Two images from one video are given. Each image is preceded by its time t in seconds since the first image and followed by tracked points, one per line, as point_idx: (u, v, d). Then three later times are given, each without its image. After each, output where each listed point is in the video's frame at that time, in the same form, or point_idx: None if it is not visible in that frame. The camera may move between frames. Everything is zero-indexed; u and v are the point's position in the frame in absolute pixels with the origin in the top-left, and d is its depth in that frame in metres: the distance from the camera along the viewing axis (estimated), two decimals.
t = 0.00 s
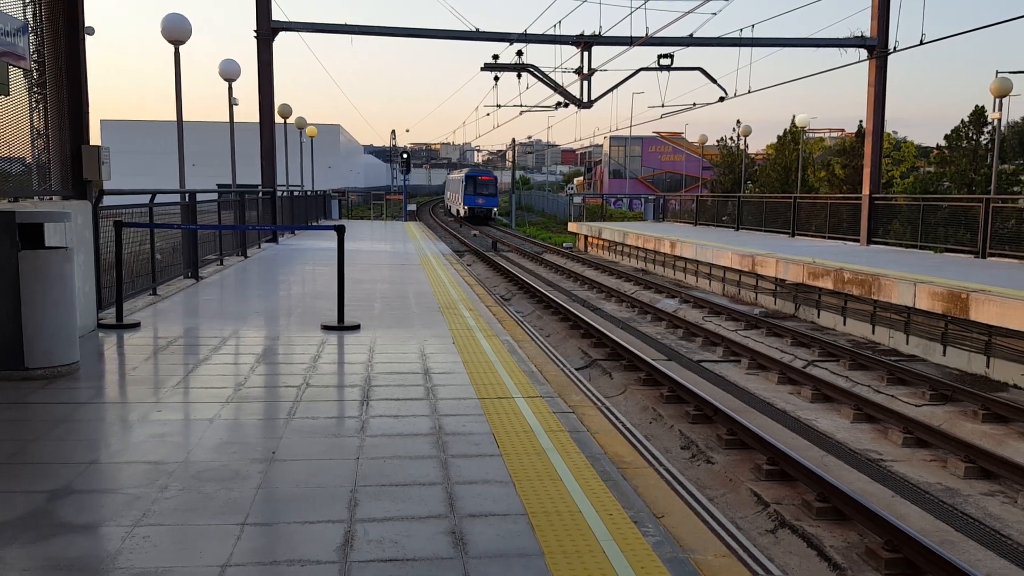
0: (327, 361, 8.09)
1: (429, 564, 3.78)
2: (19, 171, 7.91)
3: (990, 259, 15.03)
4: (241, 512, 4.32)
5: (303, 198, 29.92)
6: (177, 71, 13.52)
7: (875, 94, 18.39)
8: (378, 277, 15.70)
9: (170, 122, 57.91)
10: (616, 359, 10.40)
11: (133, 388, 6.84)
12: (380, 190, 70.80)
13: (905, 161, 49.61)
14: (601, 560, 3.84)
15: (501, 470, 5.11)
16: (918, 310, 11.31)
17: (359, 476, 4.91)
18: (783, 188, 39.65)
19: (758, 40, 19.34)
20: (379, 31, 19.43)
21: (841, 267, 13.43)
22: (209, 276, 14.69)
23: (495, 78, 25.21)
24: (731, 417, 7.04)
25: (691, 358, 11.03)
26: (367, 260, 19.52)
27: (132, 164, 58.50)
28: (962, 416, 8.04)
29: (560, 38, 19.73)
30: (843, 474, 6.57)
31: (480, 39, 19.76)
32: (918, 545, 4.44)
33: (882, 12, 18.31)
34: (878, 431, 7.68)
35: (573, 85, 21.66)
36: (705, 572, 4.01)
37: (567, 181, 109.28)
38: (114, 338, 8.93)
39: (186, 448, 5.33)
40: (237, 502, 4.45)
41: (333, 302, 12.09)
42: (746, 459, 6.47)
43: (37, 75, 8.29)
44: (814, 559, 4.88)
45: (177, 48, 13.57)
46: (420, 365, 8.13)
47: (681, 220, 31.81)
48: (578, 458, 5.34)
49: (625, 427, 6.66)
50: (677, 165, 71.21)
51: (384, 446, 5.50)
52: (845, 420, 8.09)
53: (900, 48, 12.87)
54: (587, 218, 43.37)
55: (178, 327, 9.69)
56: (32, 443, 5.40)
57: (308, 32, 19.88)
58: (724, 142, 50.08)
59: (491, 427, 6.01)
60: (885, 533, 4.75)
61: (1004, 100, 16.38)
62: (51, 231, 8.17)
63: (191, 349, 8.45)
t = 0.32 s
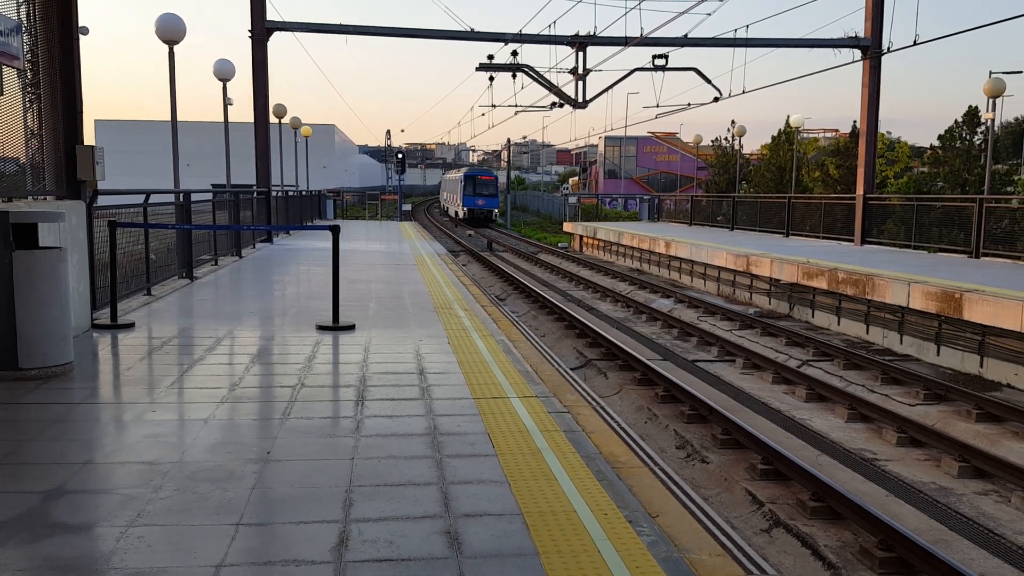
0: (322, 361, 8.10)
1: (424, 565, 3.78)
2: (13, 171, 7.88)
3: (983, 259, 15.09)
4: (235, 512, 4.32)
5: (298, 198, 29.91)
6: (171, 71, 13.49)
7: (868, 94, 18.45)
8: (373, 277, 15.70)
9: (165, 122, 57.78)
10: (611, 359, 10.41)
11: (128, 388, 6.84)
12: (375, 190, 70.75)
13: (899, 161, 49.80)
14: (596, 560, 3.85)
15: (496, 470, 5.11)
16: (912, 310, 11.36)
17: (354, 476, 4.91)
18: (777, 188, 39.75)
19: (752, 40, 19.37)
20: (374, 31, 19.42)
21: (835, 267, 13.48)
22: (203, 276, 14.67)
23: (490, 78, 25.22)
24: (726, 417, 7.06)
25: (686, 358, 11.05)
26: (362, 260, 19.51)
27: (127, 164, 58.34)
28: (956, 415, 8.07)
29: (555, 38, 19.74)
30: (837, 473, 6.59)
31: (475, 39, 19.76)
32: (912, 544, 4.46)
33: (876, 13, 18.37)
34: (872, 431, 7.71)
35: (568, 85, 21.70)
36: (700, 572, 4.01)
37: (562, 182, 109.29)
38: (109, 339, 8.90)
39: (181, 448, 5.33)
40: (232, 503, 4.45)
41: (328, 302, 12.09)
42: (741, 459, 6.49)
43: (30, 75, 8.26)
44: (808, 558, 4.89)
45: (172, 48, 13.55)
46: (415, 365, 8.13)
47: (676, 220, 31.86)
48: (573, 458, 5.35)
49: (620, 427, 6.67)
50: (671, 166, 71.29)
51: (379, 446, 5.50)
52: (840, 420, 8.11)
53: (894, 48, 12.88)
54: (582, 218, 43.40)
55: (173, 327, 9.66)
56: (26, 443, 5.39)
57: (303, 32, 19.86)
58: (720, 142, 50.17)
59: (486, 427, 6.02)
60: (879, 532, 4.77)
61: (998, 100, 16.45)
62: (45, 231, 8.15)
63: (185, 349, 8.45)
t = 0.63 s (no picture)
0: (319, 361, 8.09)
1: (421, 564, 3.78)
2: (9, 170, 7.86)
3: (979, 259, 15.12)
4: (232, 512, 4.32)
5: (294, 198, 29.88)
6: (167, 70, 13.47)
7: (865, 93, 18.47)
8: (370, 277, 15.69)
9: (161, 122, 57.67)
10: (608, 358, 10.41)
11: (124, 388, 6.83)
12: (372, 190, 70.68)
13: (896, 161, 49.87)
14: (593, 560, 3.84)
15: (493, 469, 5.11)
16: (908, 309, 11.37)
17: (350, 476, 4.91)
18: (774, 187, 39.78)
19: (749, 40, 19.39)
20: (371, 31, 19.41)
21: (832, 266, 13.49)
22: (200, 276, 14.64)
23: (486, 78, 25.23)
24: (723, 416, 7.06)
25: (683, 358, 11.04)
26: (359, 260, 19.49)
27: (123, 164, 58.21)
28: (953, 414, 8.09)
29: (551, 37, 19.74)
30: (833, 472, 6.60)
31: (471, 38, 19.75)
32: (908, 542, 4.46)
33: (872, 12, 18.39)
34: (869, 430, 7.72)
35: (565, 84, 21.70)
36: (697, 571, 4.01)
37: (559, 181, 109.18)
38: (105, 339, 8.88)
39: (177, 448, 5.32)
40: (228, 502, 4.44)
41: (325, 302, 12.08)
42: (738, 458, 6.49)
43: (26, 75, 8.24)
44: (805, 557, 4.89)
45: (168, 47, 13.53)
46: (412, 365, 8.12)
47: (673, 219, 31.87)
48: (570, 457, 5.35)
49: (617, 426, 6.66)
50: (668, 166, 71.30)
51: (376, 445, 5.50)
52: (837, 419, 8.12)
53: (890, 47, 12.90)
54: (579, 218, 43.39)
55: (169, 327, 9.65)
56: (22, 443, 5.38)
57: (300, 31, 19.84)
58: (717, 142, 50.21)
59: (483, 427, 6.01)
60: (875, 531, 4.77)
61: (994, 99, 16.48)
62: (41, 232, 8.14)
63: (182, 349, 8.44)
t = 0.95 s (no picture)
0: (317, 361, 8.08)
1: (419, 564, 3.78)
2: (7, 171, 7.87)
3: (977, 258, 15.14)
4: (231, 512, 4.32)
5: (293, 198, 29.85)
6: (165, 71, 13.47)
7: (863, 93, 18.48)
8: (368, 277, 15.69)
9: (159, 122, 57.63)
10: (607, 358, 10.41)
11: (123, 388, 6.82)
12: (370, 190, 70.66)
13: (894, 161, 49.93)
14: (591, 560, 3.84)
15: (492, 469, 5.11)
16: (907, 309, 11.38)
17: (349, 476, 4.91)
18: (772, 187, 39.82)
19: (747, 40, 19.40)
20: (369, 30, 19.41)
21: (830, 266, 13.49)
22: (198, 276, 14.62)
23: (484, 78, 25.23)
24: (722, 415, 7.07)
25: (682, 357, 11.04)
26: (357, 259, 19.49)
27: (121, 165, 58.16)
28: (951, 414, 8.09)
29: (550, 37, 19.76)
30: (832, 471, 6.61)
31: (470, 38, 19.76)
32: (907, 542, 4.47)
33: (871, 12, 18.40)
34: (867, 429, 7.73)
35: (563, 84, 21.71)
36: (696, 571, 4.01)
37: (557, 182, 109.09)
38: (103, 339, 8.88)
39: (175, 448, 5.31)
40: (227, 503, 4.44)
41: (323, 302, 12.07)
42: (736, 458, 6.50)
43: (24, 75, 8.25)
44: (804, 556, 4.89)
45: (166, 47, 13.52)
46: (411, 364, 8.12)
47: (671, 219, 31.89)
48: (569, 457, 5.35)
49: (616, 427, 6.67)
50: (666, 165, 71.30)
51: (375, 445, 5.49)
52: (835, 418, 8.13)
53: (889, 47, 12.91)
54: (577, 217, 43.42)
55: (168, 327, 9.65)
56: (21, 443, 5.38)
57: (298, 31, 19.83)
58: (715, 142, 50.26)
59: (482, 427, 6.01)
60: (874, 530, 4.78)
61: (992, 99, 16.50)
62: (39, 232, 8.13)
63: (181, 349, 8.43)
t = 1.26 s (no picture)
0: (317, 361, 8.09)
1: (419, 564, 3.78)
2: (8, 170, 7.87)
3: (977, 258, 15.14)
4: (231, 512, 4.32)
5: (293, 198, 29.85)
6: (166, 70, 13.48)
7: (864, 94, 18.47)
8: (368, 277, 15.69)
9: (159, 122, 57.64)
10: (607, 358, 10.42)
11: (123, 388, 6.82)
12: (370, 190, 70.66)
13: (895, 161, 49.95)
14: (591, 560, 3.84)
15: (491, 469, 5.11)
16: (907, 309, 11.37)
17: (348, 476, 4.91)
18: (772, 187, 39.82)
19: (748, 40, 19.39)
20: (369, 31, 19.42)
21: (830, 266, 13.50)
22: (198, 276, 14.63)
23: (484, 78, 25.23)
24: (721, 416, 7.07)
25: (682, 358, 11.04)
26: (358, 259, 19.50)
27: (121, 165, 58.15)
28: (951, 414, 8.10)
29: (550, 38, 19.76)
30: (831, 472, 6.62)
31: (470, 38, 19.77)
32: (907, 542, 4.47)
33: (871, 12, 18.40)
34: (867, 429, 7.72)
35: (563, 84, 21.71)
36: (695, 571, 4.01)
37: (557, 182, 109.05)
38: (103, 339, 8.89)
39: (175, 448, 5.32)
40: (227, 502, 4.45)
41: (323, 302, 12.07)
42: (736, 458, 6.50)
43: (25, 75, 8.25)
44: (803, 556, 4.89)
45: (166, 47, 13.53)
46: (411, 365, 8.12)
47: (671, 219, 31.89)
48: (569, 457, 5.35)
49: (615, 427, 6.67)
50: (667, 165, 71.26)
51: (375, 445, 5.50)
52: (835, 419, 8.13)
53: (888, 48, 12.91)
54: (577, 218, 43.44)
55: (168, 327, 9.65)
56: (22, 443, 5.38)
57: (298, 31, 19.84)
58: (715, 142, 50.28)
59: (482, 427, 6.02)
60: (873, 531, 4.79)
61: (992, 100, 16.51)
62: (40, 231, 8.15)
63: (181, 349, 8.44)
